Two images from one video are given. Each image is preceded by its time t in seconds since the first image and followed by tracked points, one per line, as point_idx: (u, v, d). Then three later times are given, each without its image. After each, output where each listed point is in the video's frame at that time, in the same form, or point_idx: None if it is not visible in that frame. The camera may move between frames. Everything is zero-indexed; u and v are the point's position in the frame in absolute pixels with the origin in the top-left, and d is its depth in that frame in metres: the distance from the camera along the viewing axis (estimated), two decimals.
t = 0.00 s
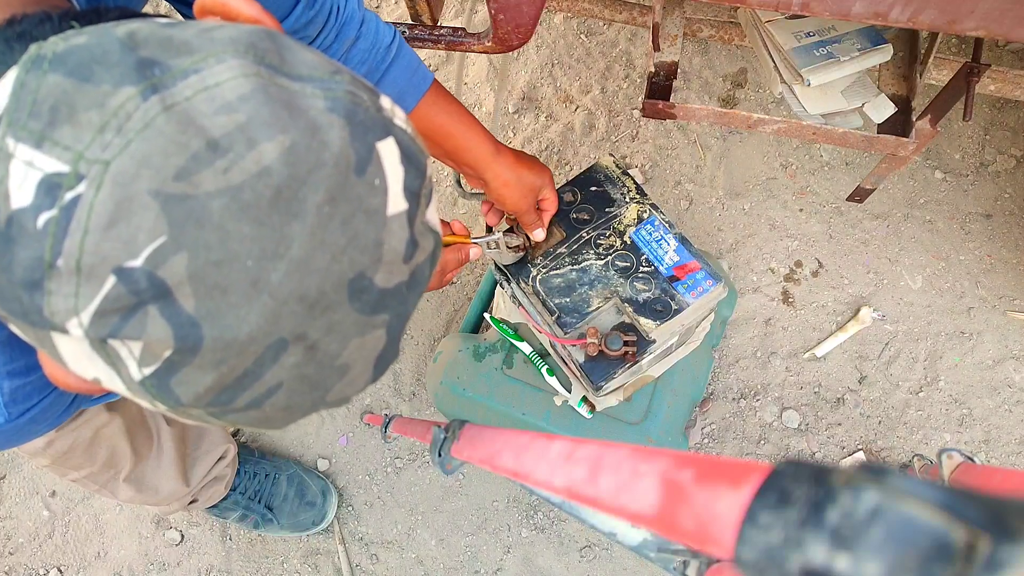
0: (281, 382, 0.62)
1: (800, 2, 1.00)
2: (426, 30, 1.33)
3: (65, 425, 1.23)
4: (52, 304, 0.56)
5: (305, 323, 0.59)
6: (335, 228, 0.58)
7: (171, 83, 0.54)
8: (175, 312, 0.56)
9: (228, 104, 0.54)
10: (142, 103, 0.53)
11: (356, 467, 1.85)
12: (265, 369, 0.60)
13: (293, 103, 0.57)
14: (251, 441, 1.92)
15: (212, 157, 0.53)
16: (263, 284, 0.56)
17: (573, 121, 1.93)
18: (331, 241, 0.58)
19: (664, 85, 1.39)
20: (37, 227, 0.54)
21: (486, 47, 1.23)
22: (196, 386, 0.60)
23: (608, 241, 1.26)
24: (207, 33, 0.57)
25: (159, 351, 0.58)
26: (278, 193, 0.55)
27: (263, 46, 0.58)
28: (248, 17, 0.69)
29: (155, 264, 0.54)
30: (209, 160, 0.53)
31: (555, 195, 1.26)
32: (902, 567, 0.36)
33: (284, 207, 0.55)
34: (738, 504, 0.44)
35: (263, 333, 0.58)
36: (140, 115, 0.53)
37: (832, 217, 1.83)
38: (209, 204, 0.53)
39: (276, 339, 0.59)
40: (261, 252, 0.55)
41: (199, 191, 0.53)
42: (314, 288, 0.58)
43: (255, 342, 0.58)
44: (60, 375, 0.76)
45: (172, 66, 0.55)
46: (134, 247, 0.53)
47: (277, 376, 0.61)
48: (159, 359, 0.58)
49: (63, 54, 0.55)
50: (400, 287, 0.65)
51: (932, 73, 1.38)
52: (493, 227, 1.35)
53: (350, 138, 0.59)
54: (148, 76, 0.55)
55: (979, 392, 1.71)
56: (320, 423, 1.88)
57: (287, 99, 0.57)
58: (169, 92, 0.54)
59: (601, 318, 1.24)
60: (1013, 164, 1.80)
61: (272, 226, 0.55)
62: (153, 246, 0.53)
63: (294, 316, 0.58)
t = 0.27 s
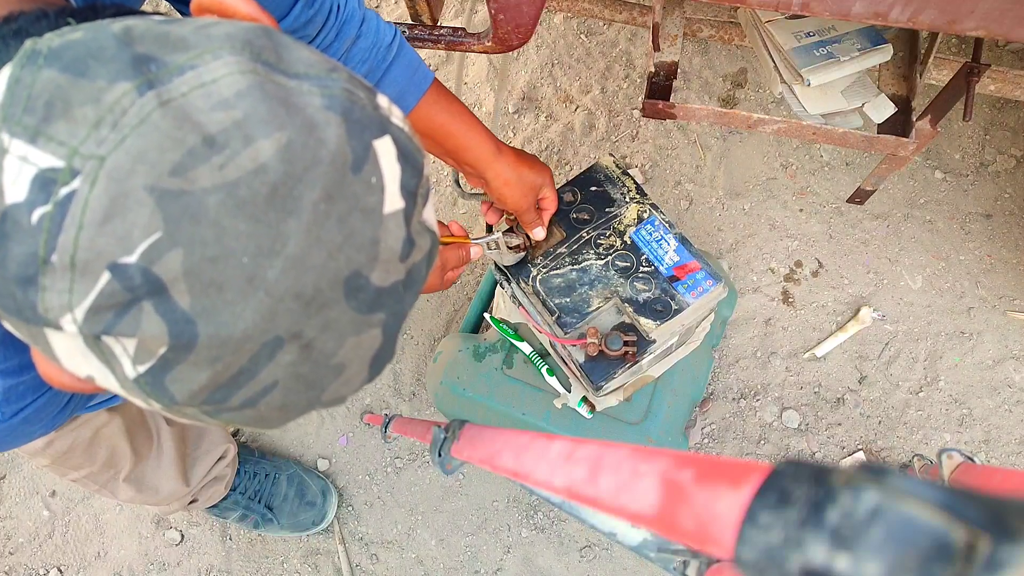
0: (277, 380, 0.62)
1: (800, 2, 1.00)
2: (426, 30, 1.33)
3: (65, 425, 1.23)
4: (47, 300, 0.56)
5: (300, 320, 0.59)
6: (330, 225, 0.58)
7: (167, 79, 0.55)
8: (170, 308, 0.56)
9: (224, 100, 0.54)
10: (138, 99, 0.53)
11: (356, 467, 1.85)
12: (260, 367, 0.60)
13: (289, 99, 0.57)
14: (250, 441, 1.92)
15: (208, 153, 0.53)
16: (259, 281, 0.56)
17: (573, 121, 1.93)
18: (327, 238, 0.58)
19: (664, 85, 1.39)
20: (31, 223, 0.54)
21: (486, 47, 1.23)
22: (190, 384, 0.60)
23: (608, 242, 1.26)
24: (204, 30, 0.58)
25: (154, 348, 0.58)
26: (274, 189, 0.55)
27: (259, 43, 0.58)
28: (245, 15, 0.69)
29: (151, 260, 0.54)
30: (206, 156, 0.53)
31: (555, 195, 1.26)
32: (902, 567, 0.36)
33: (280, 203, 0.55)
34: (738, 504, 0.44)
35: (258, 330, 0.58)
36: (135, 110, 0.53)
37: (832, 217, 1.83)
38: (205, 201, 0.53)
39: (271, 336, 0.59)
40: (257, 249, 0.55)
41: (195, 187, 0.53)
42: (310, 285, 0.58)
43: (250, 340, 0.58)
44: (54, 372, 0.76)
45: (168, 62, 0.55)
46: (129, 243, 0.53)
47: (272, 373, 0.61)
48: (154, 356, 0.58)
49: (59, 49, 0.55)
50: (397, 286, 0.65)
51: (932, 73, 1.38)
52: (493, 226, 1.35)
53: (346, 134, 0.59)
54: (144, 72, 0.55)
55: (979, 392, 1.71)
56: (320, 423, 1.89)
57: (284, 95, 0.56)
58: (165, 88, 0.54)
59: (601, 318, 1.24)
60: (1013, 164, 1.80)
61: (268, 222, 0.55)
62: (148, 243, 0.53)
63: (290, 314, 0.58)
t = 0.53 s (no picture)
0: (268, 370, 0.62)
1: (800, 3, 1.00)
2: (426, 30, 1.32)
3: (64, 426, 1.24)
4: (35, 287, 0.56)
5: (292, 309, 0.59)
6: (322, 213, 0.58)
7: (156, 64, 0.55)
8: (160, 295, 0.56)
9: (215, 86, 0.55)
10: (127, 83, 0.54)
11: (356, 467, 1.85)
12: (251, 357, 0.60)
13: (281, 87, 0.57)
14: (250, 440, 1.92)
15: (198, 139, 0.53)
16: (249, 268, 0.56)
17: (573, 121, 1.93)
18: (318, 226, 0.58)
19: (664, 85, 1.39)
20: (19, 208, 0.54)
21: (486, 47, 1.23)
22: (181, 373, 0.60)
23: (607, 242, 1.26)
24: (195, 16, 0.59)
25: (143, 337, 0.57)
26: (264, 176, 0.55)
27: (250, 30, 0.59)
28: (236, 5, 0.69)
29: (140, 246, 0.53)
30: (196, 141, 0.53)
31: (554, 193, 1.27)
32: (902, 567, 0.36)
33: (270, 190, 0.55)
34: (737, 504, 0.44)
35: (249, 319, 0.58)
36: (125, 95, 0.53)
37: (832, 217, 1.83)
38: (194, 186, 0.53)
39: (263, 325, 0.59)
40: (247, 236, 0.55)
41: (185, 172, 0.53)
42: (301, 273, 0.58)
43: (241, 328, 0.58)
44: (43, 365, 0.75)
45: (158, 48, 0.56)
46: (118, 228, 0.53)
47: (264, 364, 0.61)
48: (144, 345, 0.58)
49: (49, 35, 0.56)
50: (390, 277, 0.64)
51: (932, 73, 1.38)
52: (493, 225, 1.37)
53: (338, 122, 0.59)
54: (134, 57, 0.55)
55: (979, 392, 1.71)
56: (320, 422, 1.89)
57: (275, 83, 0.57)
58: (155, 73, 0.55)
59: (601, 319, 1.24)
60: (1013, 164, 1.80)
61: (259, 209, 0.55)
62: (137, 228, 0.53)
63: (281, 302, 0.58)
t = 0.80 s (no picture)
0: (256, 361, 0.62)
1: (801, 2, 1.00)
2: (426, 30, 1.32)
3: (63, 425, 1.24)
4: (16, 275, 0.56)
5: (279, 299, 0.59)
6: (308, 202, 0.58)
7: (139, 50, 0.55)
8: (144, 284, 0.55)
9: (198, 72, 0.55)
10: (108, 68, 0.54)
11: (356, 467, 1.85)
12: (238, 348, 0.60)
13: (265, 74, 0.57)
14: (250, 440, 1.92)
15: (181, 125, 0.53)
16: (235, 257, 0.56)
17: (573, 121, 1.93)
18: (304, 215, 0.58)
19: (664, 85, 1.39)
20: None
21: (486, 47, 1.23)
22: (167, 364, 0.60)
23: (608, 242, 1.26)
24: (179, 3, 0.58)
25: (127, 327, 0.57)
26: (249, 163, 0.55)
27: (234, 17, 0.59)
28: None
29: (122, 234, 0.54)
30: (178, 128, 0.53)
31: (552, 192, 1.27)
32: (902, 567, 0.36)
33: (255, 177, 0.55)
34: (738, 504, 0.44)
35: (235, 309, 0.58)
36: (106, 80, 0.53)
37: (832, 217, 1.83)
38: (177, 172, 0.53)
39: (249, 315, 0.59)
40: (231, 224, 0.55)
41: (167, 159, 0.53)
42: (288, 263, 0.58)
43: (227, 318, 0.58)
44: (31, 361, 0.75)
45: (140, 34, 0.56)
46: (100, 215, 0.53)
47: (251, 354, 0.61)
48: (128, 335, 0.58)
49: (30, 21, 0.56)
50: (379, 269, 0.64)
51: (932, 73, 1.38)
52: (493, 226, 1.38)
53: (323, 110, 0.58)
54: (116, 43, 0.55)
55: (979, 392, 1.71)
56: (320, 422, 1.89)
57: (258, 69, 0.57)
58: (137, 59, 0.55)
59: (601, 318, 1.24)
60: (1013, 164, 1.80)
61: (243, 196, 0.55)
62: (119, 215, 0.53)
63: (267, 292, 0.58)
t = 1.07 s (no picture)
0: (260, 369, 0.62)
1: (800, 3, 1.00)
2: (426, 30, 1.32)
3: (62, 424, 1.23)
4: (24, 287, 0.56)
5: (283, 308, 0.59)
6: (312, 210, 0.58)
7: (144, 62, 0.55)
8: (150, 294, 0.56)
9: (202, 83, 0.54)
10: (114, 81, 0.53)
11: (356, 467, 1.85)
12: (243, 355, 0.60)
13: (268, 83, 0.56)
14: (250, 441, 1.92)
15: (186, 136, 0.53)
16: (240, 267, 0.56)
17: (573, 121, 1.93)
18: (308, 223, 0.58)
19: (664, 85, 1.39)
20: (7, 208, 0.54)
21: (486, 47, 1.23)
22: (174, 372, 0.60)
23: (608, 241, 1.26)
24: (183, 14, 0.58)
25: (134, 336, 0.57)
26: (254, 173, 0.55)
27: (237, 27, 0.58)
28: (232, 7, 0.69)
29: (129, 245, 0.54)
30: (183, 139, 0.53)
31: (554, 195, 1.26)
32: (902, 567, 0.36)
33: (260, 187, 0.55)
34: (737, 505, 0.44)
35: (240, 318, 0.58)
36: (112, 93, 0.53)
37: (832, 217, 1.83)
38: (182, 183, 0.53)
39: (254, 324, 0.59)
40: (237, 234, 0.55)
41: (173, 171, 0.53)
42: (292, 271, 0.58)
43: (232, 327, 0.58)
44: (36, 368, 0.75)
45: (145, 45, 0.56)
46: (107, 227, 0.53)
47: (256, 362, 0.61)
48: (135, 344, 0.58)
49: (36, 33, 0.56)
50: (382, 274, 0.65)
51: (932, 73, 1.38)
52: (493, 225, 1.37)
53: (326, 118, 0.58)
54: (121, 55, 0.55)
55: (979, 392, 1.71)
56: (320, 423, 1.89)
57: (262, 78, 0.56)
58: (142, 71, 0.54)
59: (601, 318, 1.24)
60: (1013, 164, 1.80)
61: (248, 206, 0.55)
62: (126, 227, 0.53)
63: (271, 301, 0.58)
